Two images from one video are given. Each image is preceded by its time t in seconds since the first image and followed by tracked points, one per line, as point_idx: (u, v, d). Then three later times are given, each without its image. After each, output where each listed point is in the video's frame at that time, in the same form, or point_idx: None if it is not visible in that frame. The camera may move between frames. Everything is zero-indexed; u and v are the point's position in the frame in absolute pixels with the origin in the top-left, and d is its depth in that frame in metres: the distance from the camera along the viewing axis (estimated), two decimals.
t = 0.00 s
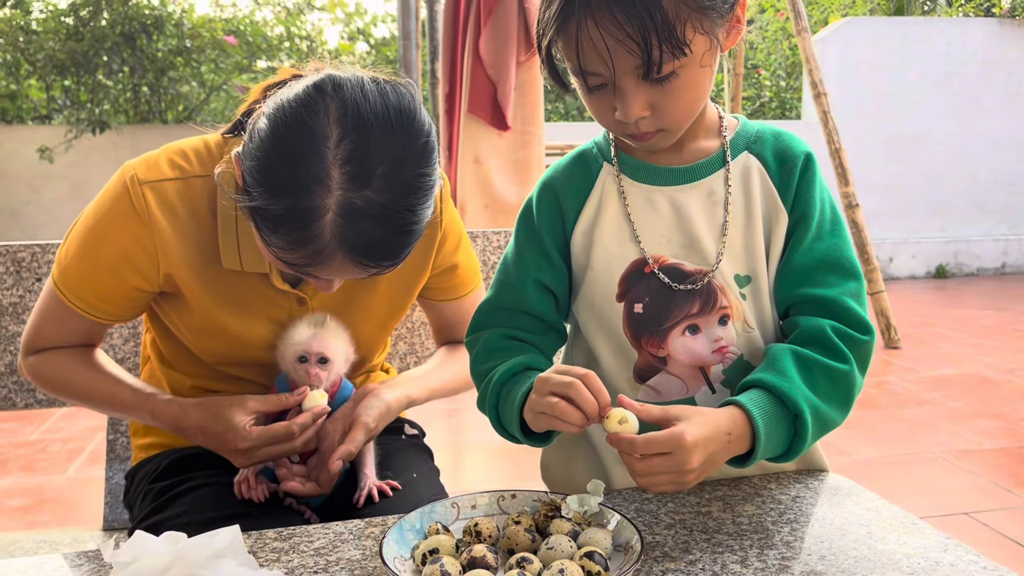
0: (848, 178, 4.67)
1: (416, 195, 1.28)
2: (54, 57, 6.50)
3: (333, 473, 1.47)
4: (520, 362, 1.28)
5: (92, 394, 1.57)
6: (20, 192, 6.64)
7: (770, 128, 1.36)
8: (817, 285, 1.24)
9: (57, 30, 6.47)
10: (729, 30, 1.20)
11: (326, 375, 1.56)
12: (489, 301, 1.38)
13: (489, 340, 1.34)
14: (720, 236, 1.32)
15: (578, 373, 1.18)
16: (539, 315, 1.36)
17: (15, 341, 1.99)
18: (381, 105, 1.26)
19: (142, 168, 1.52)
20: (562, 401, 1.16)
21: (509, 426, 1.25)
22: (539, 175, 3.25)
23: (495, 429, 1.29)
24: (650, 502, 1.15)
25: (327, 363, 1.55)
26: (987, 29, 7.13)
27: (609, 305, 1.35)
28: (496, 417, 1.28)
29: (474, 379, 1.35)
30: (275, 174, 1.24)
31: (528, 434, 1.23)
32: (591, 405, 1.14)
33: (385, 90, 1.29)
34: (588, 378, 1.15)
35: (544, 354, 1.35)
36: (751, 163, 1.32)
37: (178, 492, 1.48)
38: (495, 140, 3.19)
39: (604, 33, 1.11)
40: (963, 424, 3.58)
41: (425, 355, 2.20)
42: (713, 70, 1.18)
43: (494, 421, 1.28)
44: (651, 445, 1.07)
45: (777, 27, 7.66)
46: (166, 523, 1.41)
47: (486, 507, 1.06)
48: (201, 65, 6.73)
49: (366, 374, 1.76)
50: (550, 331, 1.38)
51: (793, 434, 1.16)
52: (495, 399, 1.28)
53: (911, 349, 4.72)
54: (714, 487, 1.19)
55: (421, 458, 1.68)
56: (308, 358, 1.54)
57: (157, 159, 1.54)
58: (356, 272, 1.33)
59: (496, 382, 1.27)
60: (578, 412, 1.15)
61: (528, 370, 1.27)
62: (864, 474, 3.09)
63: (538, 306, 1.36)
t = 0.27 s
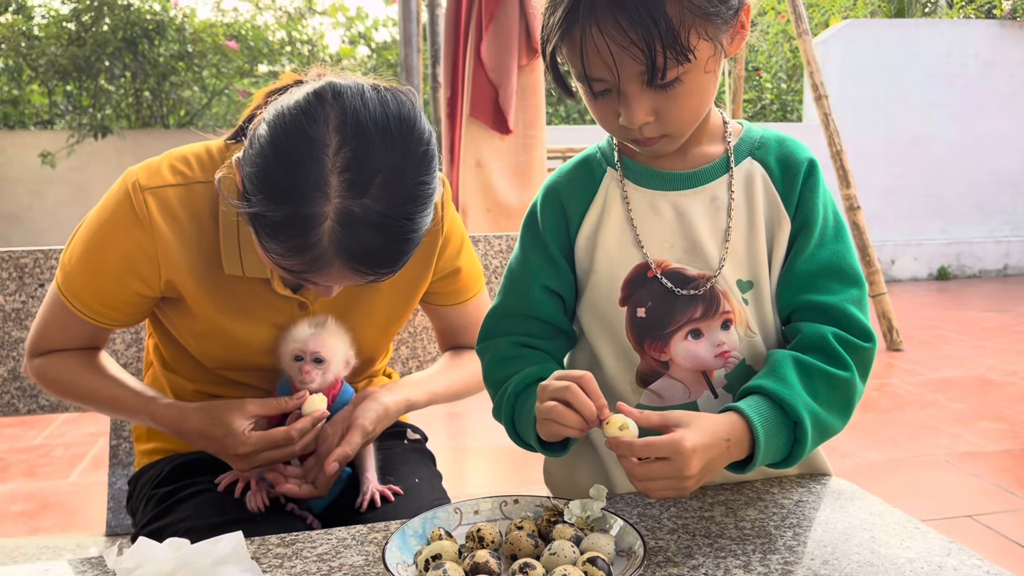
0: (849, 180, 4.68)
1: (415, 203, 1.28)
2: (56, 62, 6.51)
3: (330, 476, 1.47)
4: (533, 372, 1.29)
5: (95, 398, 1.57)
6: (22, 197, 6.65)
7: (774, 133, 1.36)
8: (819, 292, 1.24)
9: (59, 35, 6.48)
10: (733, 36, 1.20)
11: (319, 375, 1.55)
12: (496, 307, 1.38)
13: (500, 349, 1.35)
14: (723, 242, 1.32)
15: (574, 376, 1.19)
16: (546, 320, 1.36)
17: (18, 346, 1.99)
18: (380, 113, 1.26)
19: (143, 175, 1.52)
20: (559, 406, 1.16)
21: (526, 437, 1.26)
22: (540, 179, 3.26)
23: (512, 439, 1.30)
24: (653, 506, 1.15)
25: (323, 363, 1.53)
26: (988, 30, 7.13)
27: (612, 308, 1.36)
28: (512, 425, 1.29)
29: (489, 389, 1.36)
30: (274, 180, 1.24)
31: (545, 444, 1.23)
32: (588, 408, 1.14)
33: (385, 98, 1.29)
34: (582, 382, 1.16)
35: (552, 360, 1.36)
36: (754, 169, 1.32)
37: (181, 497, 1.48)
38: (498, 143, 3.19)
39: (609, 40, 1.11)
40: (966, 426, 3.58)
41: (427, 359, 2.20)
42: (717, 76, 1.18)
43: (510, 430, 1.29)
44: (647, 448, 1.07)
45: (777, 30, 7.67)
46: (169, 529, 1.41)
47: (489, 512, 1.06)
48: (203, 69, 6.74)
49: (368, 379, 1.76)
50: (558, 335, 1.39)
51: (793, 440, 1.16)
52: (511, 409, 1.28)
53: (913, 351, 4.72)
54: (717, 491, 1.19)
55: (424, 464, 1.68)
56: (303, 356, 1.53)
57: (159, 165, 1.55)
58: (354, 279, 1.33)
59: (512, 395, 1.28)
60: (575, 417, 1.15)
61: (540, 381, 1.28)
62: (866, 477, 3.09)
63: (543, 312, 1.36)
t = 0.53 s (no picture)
0: (850, 184, 4.68)
1: (413, 212, 1.29)
2: (58, 69, 6.51)
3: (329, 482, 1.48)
4: (533, 379, 1.29)
5: (96, 405, 1.58)
6: (24, 204, 6.67)
7: (777, 144, 1.36)
8: (821, 302, 1.25)
9: (60, 42, 6.49)
10: (734, 47, 1.21)
11: (321, 384, 1.57)
12: (498, 316, 1.39)
13: (501, 357, 1.35)
14: (726, 252, 1.33)
15: (575, 394, 1.19)
16: (548, 328, 1.36)
17: (21, 356, 2.00)
18: (378, 123, 1.27)
19: (145, 185, 1.53)
20: (563, 421, 1.16)
21: (525, 442, 1.26)
22: (540, 184, 3.26)
23: (512, 445, 1.30)
24: (656, 516, 1.15)
25: (325, 371, 1.56)
26: (988, 33, 7.13)
27: (614, 318, 1.36)
28: (511, 431, 1.29)
29: (490, 396, 1.36)
30: (272, 189, 1.24)
31: (544, 451, 1.23)
32: (590, 425, 1.14)
33: (383, 107, 1.30)
34: (584, 401, 1.16)
35: (554, 368, 1.36)
36: (756, 180, 1.32)
37: (185, 507, 1.49)
38: (497, 149, 3.19)
39: (611, 51, 1.11)
40: (968, 430, 3.57)
41: (429, 367, 2.20)
42: (718, 87, 1.19)
43: (510, 437, 1.29)
44: (655, 459, 1.07)
45: (777, 33, 7.67)
46: (173, 539, 1.41)
47: (492, 523, 1.06)
48: (204, 76, 6.77)
49: (371, 387, 1.77)
50: (562, 343, 1.39)
51: (794, 449, 1.17)
52: (511, 415, 1.28)
53: (916, 355, 4.71)
54: (719, 500, 1.20)
55: (426, 472, 1.68)
56: (305, 365, 1.55)
57: (160, 175, 1.55)
58: (352, 287, 1.34)
59: (512, 401, 1.28)
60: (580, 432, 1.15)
61: (540, 388, 1.29)
62: (869, 481, 3.09)
63: (544, 320, 1.36)
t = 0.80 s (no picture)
0: (851, 187, 4.68)
1: (411, 218, 1.29)
2: (60, 76, 6.52)
3: (330, 485, 1.48)
4: (535, 382, 1.29)
5: (98, 410, 1.58)
6: (27, 211, 6.67)
7: (777, 150, 1.36)
8: (823, 308, 1.25)
9: (62, 49, 6.49)
10: (734, 54, 1.21)
11: (322, 390, 1.57)
12: (500, 322, 1.39)
13: (503, 361, 1.35)
14: (728, 258, 1.33)
15: (577, 393, 1.18)
16: (550, 334, 1.37)
17: (25, 363, 2.00)
18: (376, 129, 1.27)
19: (147, 194, 1.53)
20: (564, 420, 1.16)
21: (527, 445, 1.26)
22: (539, 189, 3.27)
23: (513, 448, 1.30)
24: (659, 522, 1.15)
25: (325, 377, 1.56)
26: (988, 35, 7.14)
27: (617, 324, 1.36)
28: (512, 434, 1.29)
29: (491, 401, 1.37)
30: (271, 195, 1.24)
31: (544, 451, 1.24)
32: (592, 425, 1.14)
33: (381, 114, 1.30)
34: (586, 401, 1.15)
35: (557, 373, 1.36)
36: (758, 186, 1.33)
37: (189, 514, 1.49)
38: (495, 154, 3.20)
39: (613, 59, 1.12)
40: (972, 432, 3.57)
41: (432, 373, 2.21)
42: (719, 94, 1.19)
43: (512, 440, 1.29)
44: (658, 459, 1.07)
45: (777, 36, 7.68)
46: (176, 546, 1.41)
47: (497, 529, 1.07)
48: (205, 82, 6.78)
49: (374, 393, 1.77)
50: (564, 349, 1.39)
51: (796, 451, 1.17)
52: (511, 417, 1.29)
53: (918, 357, 4.71)
54: (723, 506, 1.20)
55: (429, 479, 1.68)
56: (307, 372, 1.55)
57: (162, 184, 1.55)
58: (350, 292, 1.34)
59: (513, 403, 1.29)
60: (581, 431, 1.16)
61: (542, 391, 1.29)
62: (872, 485, 3.09)
63: (547, 325, 1.36)
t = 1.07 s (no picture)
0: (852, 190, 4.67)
1: (406, 227, 1.29)
2: (60, 83, 6.52)
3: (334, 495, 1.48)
4: (534, 390, 1.29)
5: (100, 422, 1.57)
6: (28, 219, 6.68)
7: (777, 160, 1.36)
8: (824, 317, 1.24)
9: (63, 56, 6.50)
10: (733, 65, 1.21)
11: (320, 401, 1.57)
12: (500, 333, 1.39)
13: (501, 371, 1.35)
14: (728, 268, 1.33)
15: (584, 410, 1.17)
16: (550, 346, 1.37)
17: (25, 374, 2.00)
18: (371, 138, 1.27)
19: (145, 205, 1.52)
20: (569, 435, 1.16)
21: (523, 454, 1.25)
22: (537, 195, 3.27)
23: (512, 459, 1.30)
24: (661, 534, 1.14)
25: (323, 390, 1.56)
26: (988, 37, 7.14)
27: (618, 335, 1.36)
28: (510, 445, 1.28)
29: (490, 411, 1.36)
30: (266, 204, 1.24)
31: (543, 462, 1.23)
32: (597, 442, 1.13)
33: (376, 123, 1.30)
34: (593, 419, 1.14)
35: (556, 383, 1.36)
36: (757, 197, 1.32)
37: (190, 527, 1.49)
38: (492, 160, 3.19)
39: (611, 72, 1.11)
40: (974, 436, 3.56)
41: (433, 382, 2.20)
42: (718, 105, 1.19)
43: (509, 450, 1.29)
44: (659, 472, 1.07)
45: (777, 39, 7.68)
46: (177, 559, 1.41)
47: (499, 543, 1.06)
48: (206, 88, 6.79)
49: (375, 404, 1.76)
50: (563, 360, 1.39)
51: (799, 460, 1.16)
52: (509, 427, 1.28)
53: (920, 361, 4.70)
54: (726, 518, 1.19)
55: (431, 490, 1.68)
56: (304, 384, 1.56)
57: (161, 195, 1.55)
58: (346, 301, 1.33)
59: (511, 411, 1.28)
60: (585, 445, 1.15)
61: (540, 399, 1.28)
62: (874, 490, 3.08)
63: (547, 337, 1.36)
